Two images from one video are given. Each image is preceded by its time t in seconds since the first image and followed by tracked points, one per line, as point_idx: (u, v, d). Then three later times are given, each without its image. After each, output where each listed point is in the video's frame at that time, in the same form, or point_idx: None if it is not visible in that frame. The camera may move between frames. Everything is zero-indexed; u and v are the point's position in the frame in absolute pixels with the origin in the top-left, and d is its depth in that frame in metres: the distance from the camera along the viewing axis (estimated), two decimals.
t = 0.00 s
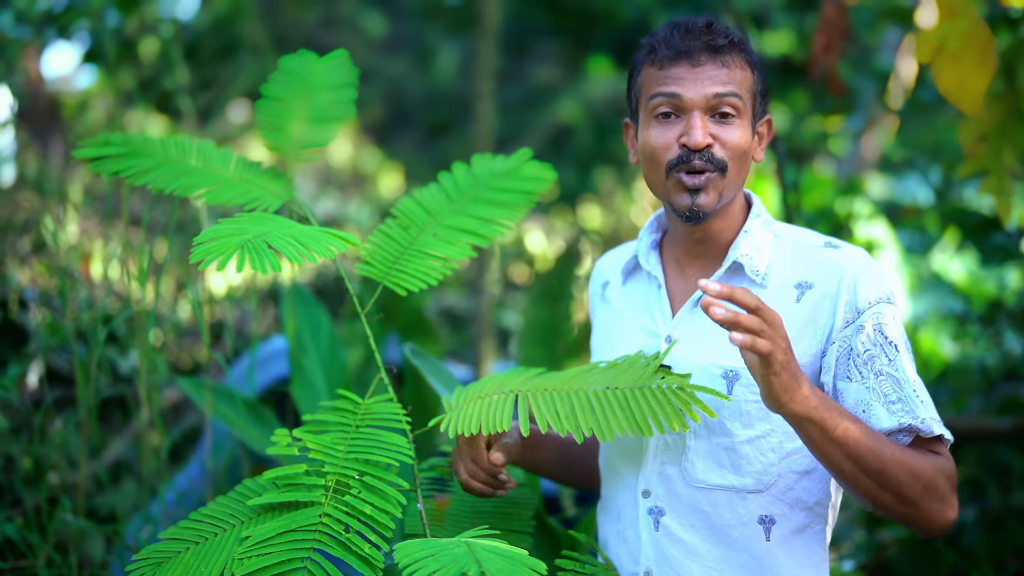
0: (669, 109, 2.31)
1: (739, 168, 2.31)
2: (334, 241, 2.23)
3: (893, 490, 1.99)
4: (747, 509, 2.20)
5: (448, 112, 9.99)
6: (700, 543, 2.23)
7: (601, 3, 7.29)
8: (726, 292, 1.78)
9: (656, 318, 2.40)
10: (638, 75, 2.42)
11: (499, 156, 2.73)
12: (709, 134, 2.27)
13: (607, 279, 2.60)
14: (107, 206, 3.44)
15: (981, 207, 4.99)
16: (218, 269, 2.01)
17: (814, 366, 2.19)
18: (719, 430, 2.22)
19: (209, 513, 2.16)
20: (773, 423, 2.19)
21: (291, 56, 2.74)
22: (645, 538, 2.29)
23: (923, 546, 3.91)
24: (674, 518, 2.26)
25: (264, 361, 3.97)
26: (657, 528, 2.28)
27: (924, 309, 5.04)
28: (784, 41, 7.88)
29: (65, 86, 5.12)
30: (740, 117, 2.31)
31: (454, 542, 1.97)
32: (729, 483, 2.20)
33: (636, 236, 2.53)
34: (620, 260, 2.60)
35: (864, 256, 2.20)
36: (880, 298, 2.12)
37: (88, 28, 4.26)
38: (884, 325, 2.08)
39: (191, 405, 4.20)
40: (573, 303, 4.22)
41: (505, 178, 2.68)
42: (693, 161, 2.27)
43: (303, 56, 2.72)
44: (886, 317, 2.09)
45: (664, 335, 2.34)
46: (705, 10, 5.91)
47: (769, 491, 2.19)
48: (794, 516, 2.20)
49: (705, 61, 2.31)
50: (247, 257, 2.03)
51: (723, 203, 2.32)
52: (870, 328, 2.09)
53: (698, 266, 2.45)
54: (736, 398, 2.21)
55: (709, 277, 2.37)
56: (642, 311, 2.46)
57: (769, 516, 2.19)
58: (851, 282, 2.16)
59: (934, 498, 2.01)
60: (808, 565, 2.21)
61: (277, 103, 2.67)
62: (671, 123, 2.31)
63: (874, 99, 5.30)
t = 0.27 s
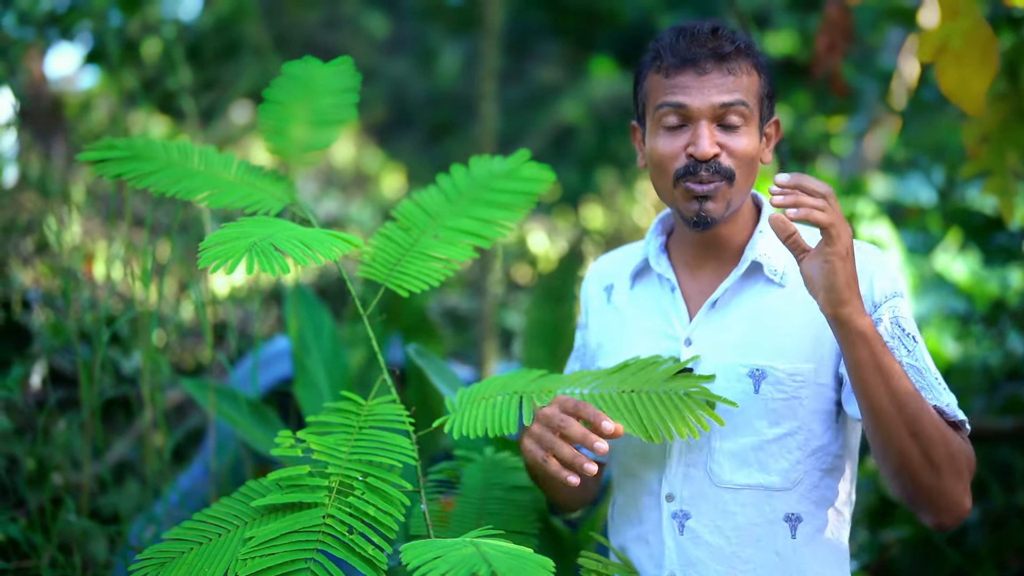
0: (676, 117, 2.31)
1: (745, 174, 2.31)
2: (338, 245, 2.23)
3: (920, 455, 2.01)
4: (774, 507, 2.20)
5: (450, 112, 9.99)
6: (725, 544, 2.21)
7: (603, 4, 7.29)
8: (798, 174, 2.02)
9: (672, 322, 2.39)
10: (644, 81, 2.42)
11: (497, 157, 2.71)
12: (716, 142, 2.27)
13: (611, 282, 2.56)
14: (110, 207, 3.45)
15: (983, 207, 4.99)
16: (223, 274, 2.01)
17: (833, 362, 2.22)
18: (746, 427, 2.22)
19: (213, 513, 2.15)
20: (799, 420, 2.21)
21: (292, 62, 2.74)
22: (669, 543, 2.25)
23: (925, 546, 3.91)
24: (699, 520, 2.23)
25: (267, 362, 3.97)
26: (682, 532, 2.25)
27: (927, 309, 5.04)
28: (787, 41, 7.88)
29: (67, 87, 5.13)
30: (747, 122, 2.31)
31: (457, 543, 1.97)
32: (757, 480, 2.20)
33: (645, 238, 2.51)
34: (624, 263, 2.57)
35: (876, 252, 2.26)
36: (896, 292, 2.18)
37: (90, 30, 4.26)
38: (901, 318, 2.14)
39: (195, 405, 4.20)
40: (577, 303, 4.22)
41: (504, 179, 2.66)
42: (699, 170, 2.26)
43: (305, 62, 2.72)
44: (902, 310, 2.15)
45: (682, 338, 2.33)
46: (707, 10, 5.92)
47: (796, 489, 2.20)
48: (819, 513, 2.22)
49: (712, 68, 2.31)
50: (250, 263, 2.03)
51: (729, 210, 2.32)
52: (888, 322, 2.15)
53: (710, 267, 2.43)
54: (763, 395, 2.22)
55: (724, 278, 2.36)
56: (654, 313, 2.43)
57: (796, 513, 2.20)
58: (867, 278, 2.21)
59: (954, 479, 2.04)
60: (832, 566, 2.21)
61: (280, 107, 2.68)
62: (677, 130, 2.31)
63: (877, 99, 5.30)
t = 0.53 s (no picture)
0: (673, 116, 2.31)
1: (748, 168, 2.30)
2: (340, 243, 2.23)
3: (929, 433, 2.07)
4: (792, 502, 2.20)
5: (450, 112, 9.99)
6: (745, 542, 2.20)
7: (603, 4, 7.29)
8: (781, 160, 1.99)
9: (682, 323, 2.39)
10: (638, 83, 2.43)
11: (504, 162, 2.73)
12: (715, 137, 2.27)
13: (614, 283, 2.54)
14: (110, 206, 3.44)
15: (984, 206, 4.99)
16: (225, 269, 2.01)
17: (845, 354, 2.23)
18: (763, 421, 2.22)
19: (216, 512, 2.15)
20: (816, 414, 2.21)
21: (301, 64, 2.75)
22: (687, 545, 2.23)
23: (926, 545, 3.91)
24: (718, 520, 2.22)
25: (268, 362, 3.98)
26: (700, 533, 2.22)
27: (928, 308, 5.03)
28: (787, 41, 7.88)
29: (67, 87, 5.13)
30: (745, 117, 2.31)
31: (461, 543, 1.97)
32: (776, 476, 2.19)
33: (649, 238, 2.48)
34: (625, 265, 2.54)
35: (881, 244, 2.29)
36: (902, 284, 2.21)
37: (90, 29, 4.26)
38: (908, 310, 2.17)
39: (196, 405, 4.20)
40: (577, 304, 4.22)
41: (510, 182, 2.67)
42: (700, 166, 2.26)
43: (313, 64, 2.73)
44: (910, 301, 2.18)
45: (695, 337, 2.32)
46: (707, 10, 5.91)
47: (815, 483, 2.20)
48: (837, 508, 2.22)
49: (705, 66, 2.31)
50: (251, 258, 2.03)
51: (734, 207, 2.32)
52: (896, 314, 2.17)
53: (717, 263, 2.42)
54: (779, 390, 2.22)
55: (732, 276, 2.36)
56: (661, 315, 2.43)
57: (814, 509, 2.20)
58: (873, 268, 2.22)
59: (956, 460, 2.10)
60: (849, 558, 2.21)
61: (284, 107, 2.68)
62: (675, 129, 2.31)
63: (877, 98, 5.30)
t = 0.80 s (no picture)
0: (664, 123, 2.31)
1: (744, 169, 2.31)
2: (336, 246, 2.23)
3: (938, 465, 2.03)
4: (799, 507, 2.19)
5: (450, 112, 10.00)
6: (753, 549, 2.20)
7: (603, 4, 7.29)
8: (780, 277, 1.82)
9: (684, 324, 2.38)
10: (627, 89, 2.42)
11: (495, 151, 2.69)
12: (708, 142, 2.28)
13: (614, 288, 2.54)
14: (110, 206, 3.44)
15: (984, 206, 4.99)
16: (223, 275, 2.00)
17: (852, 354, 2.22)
18: (768, 426, 2.21)
19: (214, 515, 2.15)
20: (821, 417, 2.20)
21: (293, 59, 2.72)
22: (694, 552, 2.23)
23: (926, 546, 3.91)
24: (725, 527, 2.21)
25: (268, 362, 3.98)
26: (707, 541, 2.22)
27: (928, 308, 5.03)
28: (787, 41, 7.89)
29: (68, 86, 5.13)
30: (737, 118, 2.31)
31: (458, 543, 1.97)
32: (782, 481, 2.18)
33: (646, 242, 2.48)
34: (624, 270, 2.55)
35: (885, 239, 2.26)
36: (907, 279, 2.17)
37: (91, 29, 4.26)
38: (913, 308, 2.13)
39: (196, 405, 4.20)
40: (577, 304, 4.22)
41: (502, 175, 2.64)
42: (694, 172, 2.28)
43: (304, 60, 2.70)
44: (915, 297, 2.15)
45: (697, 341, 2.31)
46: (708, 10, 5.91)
47: (820, 487, 2.19)
48: (845, 509, 2.21)
49: (693, 70, 2.30)
50: (245, 264, 2.03)
51: (733, 210, 2.34)
52: (900, 313, 2.14)
53: (716, 265, 2.44)
54: (786, 394, 2.21)
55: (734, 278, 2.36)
56: (661, 316, 2.44)
57: (819, 512, 2.20)
58: (877, 267, 2.20)
59: (971, 480, 2.06)
60: (856, 558, 2.22)
61: (280, 109, 2.68)
62: (666, 135, 2.32)
63: (876, 98, 5.30)
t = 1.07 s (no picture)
0: (657, 126, 2.31)
1: (739, 171, 2.32)
2: (342, 246, 2.24)
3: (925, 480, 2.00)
4: (799, 511, 2.19)
5: (451, 112, 10.00)
6: (752, 554, 2.20)
7: (603, 3, 7.30)
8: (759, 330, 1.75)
9: (679, 326, 2.38)
10: (619, 91, 2.41)
11: (502, 163, 2.71)
12: (702, 145, 2.27)
13: (611, 290, 2.55)
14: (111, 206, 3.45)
15: (984, 206, 4.99)
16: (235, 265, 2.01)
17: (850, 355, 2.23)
18: (766, 430, 2.20)
19: (215, 514, 2.15)
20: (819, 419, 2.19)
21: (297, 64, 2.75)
22: (693, 558, 2.23)
23: (926, 546, 3.90)
24: (723, 532, 2.21)
25: (269, 361, 3.98)
26: (705, 546, 2.22)
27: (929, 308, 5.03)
28: (788, 41, 7.89)
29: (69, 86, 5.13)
30: (731, 120, 2.30)
31: (460, 543, 1.97)
32: (781, 484, 2.18)
33: (642, 244, 2.49)
34: (623, 270, 2.55)
35: (884, 239, 2.24)
36: (904, 279, 2.16)
37: (92, 29, 4.26)
38: (909, 309, 2.13)
39: (196, 405, 4.21)
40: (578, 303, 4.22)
41: (507, 183, 2.66)
42: (688, 176, 2.28)
43: (307, 65, 2.73)
44: (912, 298, 2.14)
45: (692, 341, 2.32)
46: (708, 9, 5.91)
47: (820, 490, 2.19)
48: (846, 513, 2.19)
49: (684, 70, 2.29)
50: (258, 257, 2.04)
51: (727, 210, 2.34)
52: (896, 313, 2.13)
53: (711, 267, 2.45)
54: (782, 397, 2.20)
55: (730, 278, 2.37)
56: (657, 317, 2.44)
57: (819, 515, 2.19)
58: (874, 268, 2.19)
59: (965, 490, 2.04)
60: (859, 565, 2.20)
61: (282, 108, 2.68)
62: (660, 138, 2.32)
63: (877, 98, 5.31)
